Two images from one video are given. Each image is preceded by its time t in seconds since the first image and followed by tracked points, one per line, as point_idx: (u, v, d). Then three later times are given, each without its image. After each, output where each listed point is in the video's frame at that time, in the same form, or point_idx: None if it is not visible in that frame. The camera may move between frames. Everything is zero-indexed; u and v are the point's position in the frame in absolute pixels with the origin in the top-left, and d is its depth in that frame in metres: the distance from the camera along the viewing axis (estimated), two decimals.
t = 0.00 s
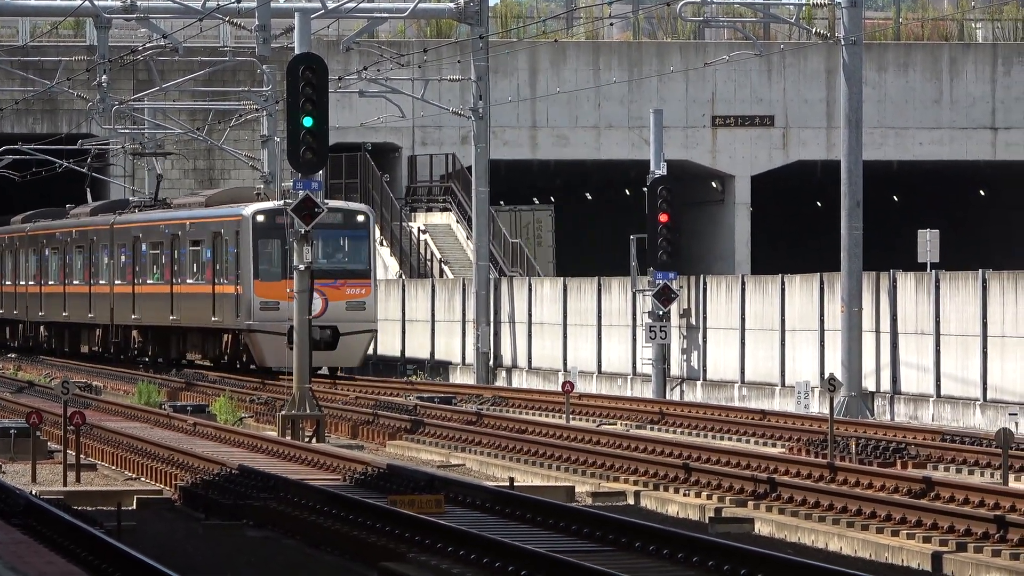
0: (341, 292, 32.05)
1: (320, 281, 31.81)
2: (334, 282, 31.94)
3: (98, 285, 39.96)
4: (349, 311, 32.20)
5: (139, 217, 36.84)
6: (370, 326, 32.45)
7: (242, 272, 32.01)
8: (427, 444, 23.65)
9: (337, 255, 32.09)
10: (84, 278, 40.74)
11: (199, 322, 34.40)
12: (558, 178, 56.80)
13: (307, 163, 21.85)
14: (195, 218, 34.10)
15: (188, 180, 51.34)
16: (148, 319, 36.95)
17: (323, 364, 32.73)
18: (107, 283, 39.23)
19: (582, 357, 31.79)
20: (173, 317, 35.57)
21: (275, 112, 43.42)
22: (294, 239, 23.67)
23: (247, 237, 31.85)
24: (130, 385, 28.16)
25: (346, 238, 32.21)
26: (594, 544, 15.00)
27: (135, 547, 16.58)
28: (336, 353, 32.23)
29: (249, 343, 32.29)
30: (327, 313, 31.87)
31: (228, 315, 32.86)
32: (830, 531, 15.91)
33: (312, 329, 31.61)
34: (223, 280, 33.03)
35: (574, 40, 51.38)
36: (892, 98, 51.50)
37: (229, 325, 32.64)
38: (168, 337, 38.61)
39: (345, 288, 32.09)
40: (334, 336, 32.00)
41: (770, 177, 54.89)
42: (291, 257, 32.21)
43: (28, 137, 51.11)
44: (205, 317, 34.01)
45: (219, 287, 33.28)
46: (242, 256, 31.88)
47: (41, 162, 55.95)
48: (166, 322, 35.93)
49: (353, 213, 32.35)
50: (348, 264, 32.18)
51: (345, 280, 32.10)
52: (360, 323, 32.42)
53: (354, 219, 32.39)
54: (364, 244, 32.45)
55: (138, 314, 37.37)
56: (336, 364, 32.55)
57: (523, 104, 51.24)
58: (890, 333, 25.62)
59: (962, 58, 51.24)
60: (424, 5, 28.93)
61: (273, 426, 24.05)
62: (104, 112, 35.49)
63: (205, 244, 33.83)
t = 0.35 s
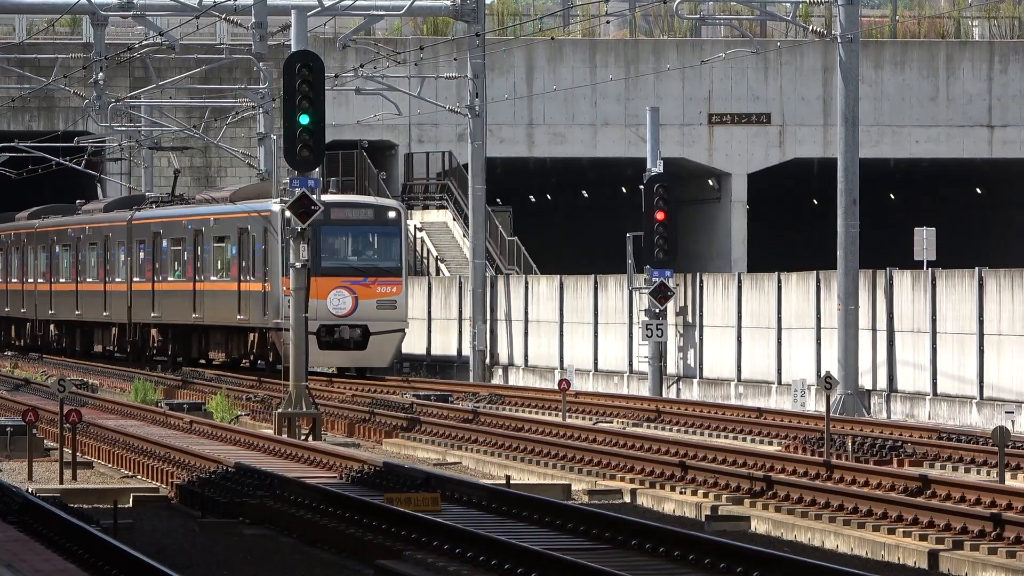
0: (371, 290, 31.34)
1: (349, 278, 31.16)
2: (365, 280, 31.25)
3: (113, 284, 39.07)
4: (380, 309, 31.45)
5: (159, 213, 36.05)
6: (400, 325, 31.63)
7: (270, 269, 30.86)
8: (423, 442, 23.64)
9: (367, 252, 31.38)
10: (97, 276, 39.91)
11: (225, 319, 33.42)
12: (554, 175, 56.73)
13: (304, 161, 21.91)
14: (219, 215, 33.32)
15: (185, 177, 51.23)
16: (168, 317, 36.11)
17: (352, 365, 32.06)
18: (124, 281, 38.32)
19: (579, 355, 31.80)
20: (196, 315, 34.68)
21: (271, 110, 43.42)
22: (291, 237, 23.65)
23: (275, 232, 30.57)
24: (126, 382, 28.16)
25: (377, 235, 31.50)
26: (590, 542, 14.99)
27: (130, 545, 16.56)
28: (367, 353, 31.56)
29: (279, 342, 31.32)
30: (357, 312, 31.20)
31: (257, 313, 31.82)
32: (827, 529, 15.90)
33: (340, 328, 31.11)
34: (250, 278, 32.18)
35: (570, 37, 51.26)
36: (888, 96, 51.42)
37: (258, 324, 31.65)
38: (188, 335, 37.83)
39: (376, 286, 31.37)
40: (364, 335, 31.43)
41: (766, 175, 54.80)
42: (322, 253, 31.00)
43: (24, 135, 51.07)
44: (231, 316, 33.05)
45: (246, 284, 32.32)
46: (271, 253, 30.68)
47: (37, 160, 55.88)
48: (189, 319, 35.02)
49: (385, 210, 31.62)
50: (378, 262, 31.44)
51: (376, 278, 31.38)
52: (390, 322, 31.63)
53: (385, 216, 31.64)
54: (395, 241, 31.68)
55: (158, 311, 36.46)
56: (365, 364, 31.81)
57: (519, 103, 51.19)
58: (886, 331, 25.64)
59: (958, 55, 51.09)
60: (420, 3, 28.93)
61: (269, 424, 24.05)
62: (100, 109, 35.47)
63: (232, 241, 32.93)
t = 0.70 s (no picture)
0: (402, 289, 31.25)
1: (380, 277, 31.11)
2: (396, 278, 31.17)
3: (132, 280, 38.28)
4: (412, 309, 31.35)
5: (181, 209, 35.35)
6: (431, 324, 31.45)
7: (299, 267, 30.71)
8: (418, 440, 23.65)
9: (398, 249, 31.30)
10: (113, 273, 39.15)
11: (250, 318, 32.83)
12: (551, 174, 56.70)
13: (300, 160, 21.92)
14: (243, 210, 32.60)
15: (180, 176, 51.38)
16: (190, 316, 35.47)
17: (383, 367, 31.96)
18: (144, 278, 37.59)
19: (575, 354, 31.82)
20: (220, 314, 34.08)
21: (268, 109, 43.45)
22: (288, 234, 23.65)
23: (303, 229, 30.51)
24: (122, 380, 28.17)
25: (407, 232, 31.41)
26: (586, 541, 14.99)
27: (125, 543, 16.57)
28: (397, 354, 31.44)
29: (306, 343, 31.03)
30: (388, 312, 31.14)
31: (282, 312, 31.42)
32: (823, 528, 15.89)
33: (370, 328, 31.06)
34: (275, 277, 31.61)
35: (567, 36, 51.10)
36: (885, 96, 51.12)
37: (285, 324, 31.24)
38: (211, 333, 37.15)
39: (407, 285, 31.27)
40: (395, 335, 31.29)
41: (762, 174, 54.74)
42: (351, 251, 30.94)
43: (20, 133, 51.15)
44: (257, 315, 32.48)
45: (271, 283, 31.83)
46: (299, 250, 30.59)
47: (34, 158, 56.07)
48: (213, 319, 34.48)
49: (416, 206, 31.50)
50: (409, 260, 31.33)
51: (407, 276, 31.28)
52: (423, 322, 31.47)
53: (416, 213, 31.51)
54: (427, 239, 31.53)
55: (180, 310, 35.85)
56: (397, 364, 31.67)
57: (516, 102, 50.88)
58: (883, 330, 25.66)
59: (955, 54, 50.82)
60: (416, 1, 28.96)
61: (265, 422, 24.06)
62: (96, 107, 35.50)
63: (257, 238, 32.22)
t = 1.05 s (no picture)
0: (431, 288, 30.57)
1: (408, 275, 30.42)
2: (425, 277, 30.48)
3: (150, 279, 37.52)
4: (441, 307, 30.67)
5: (202, 207, 34.59)
6: (462, 325, 30.81)
7: (325, 266, 30.21)
8: (413, 439, 23.62)
9: (427, 247, 30.68)
10: (130, 272, 38.41)
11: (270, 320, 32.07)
12: (544, 174, 56.73)
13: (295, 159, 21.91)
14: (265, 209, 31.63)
15: (173, 175, 51.37)
16: (211, 317, 34.77)
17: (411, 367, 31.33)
18: (163, 278, 36.91)
19: (569, 354, 31.83)
20: (241, 314, 33.40)
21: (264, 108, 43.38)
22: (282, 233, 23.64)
23: (331, 228, 30.10)
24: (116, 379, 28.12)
25: (435, 229, 30.80)
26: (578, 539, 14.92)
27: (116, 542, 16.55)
28: (426, 354, 30.79)
29: (333, 343, 30.44)
30: (416, 312, 30.45)
31: (308, 313, 31.13)
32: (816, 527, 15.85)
33: (398, 328, 30.38)
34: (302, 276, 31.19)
35: (561, 35, 50.63)
36: (879, 95, 50.86)
37: (311, 324, 30.84)
38: (233, 335, 36.46)
39: (436, 283, 30.58)
40: (424, 335, 30.62)
41: (757, 173, 54.68)
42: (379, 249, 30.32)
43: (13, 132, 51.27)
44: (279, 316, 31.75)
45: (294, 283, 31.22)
46: (326, 249, 30.10)
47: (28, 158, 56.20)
48: (235, 320, 33.72)
49: (445, 203, 30.83)
50: (438, 258, 30.68)
51: (436, 275, 30.59)
52: (453, 322, 30.81)
53: (445, 209, 30.84)
54: (456, 236, 30.91)
55: (200, 310, 35.13)
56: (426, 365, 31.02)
57: (511, 101, 50.67)
58: (877, 329, 25.68)
59: (949, 53, 50.59)
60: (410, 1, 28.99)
61: (259, 421, 24.05)
62: (90, 107, 35.52)
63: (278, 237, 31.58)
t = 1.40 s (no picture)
0: (460, 287, 29.75)
1: (435, 275, 29.59)
2: (452, 276, 29.66)
3: (167, 278, 36.82)
4: (470, 308, 29.82)
5: (221, 205, 34.07)
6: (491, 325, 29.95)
7: (350, 265, 29.43)
8: (405, 439, 23.62)
9: (454, 246, 29.86)
10: (146, 271, 37.74)
11: (299, 319, 31.87)
12: (538, 173, 56.69)
13: (287, 159, 21.93)
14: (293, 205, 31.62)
15: (167, 174, 51.33)
16: (233, 318, 34.10)
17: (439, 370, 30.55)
18: (181, 278, 36.08)
19: (561, 351, 31.86)
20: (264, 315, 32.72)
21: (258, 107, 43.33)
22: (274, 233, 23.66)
23: (356, 225, 29.27)
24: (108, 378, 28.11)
25: (463, 228, 29.98)
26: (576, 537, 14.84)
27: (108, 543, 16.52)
28: (454, 356, 29.97)
29: (357, 344, 29.61)
30: (444, 312, 29.64)
31: (332, 313, 30.40)
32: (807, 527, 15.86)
33: (426, 328, 29.61)
34: (326, 275, 30.68)
35: (554, 35, 50.47)
36: (872, 95, 50.67)
37: (335, 325, 30.15)
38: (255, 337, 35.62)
39: (464, 283, 29.75)
40: (452, 336, 29.82)
41: (750, 172, 54.63)
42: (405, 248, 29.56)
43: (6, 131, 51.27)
44: (306, 316, 31.57)
45: (320, 282, 30.95)
46: (351, 247, 29.30)
47: (21, 157, 56.22)
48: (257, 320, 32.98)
49: (473, 200, 30.07)
50: (466, 257, 29.87)
51: (464, 274, 29.77)
52: (481, 322, 30.00)
53: (473, 207, 30.08)
54: (484, 235, 30.11)
55: (221, 311, 34.50)
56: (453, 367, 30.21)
57: (503, 101, 50.22)
58: (870, 330, 25.73)
59: (942, 53, 50.37)
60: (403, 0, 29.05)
61: (252, 420, 24.05)
62: (83, 106, 35.56)
63: (306, 235, 31.57)
